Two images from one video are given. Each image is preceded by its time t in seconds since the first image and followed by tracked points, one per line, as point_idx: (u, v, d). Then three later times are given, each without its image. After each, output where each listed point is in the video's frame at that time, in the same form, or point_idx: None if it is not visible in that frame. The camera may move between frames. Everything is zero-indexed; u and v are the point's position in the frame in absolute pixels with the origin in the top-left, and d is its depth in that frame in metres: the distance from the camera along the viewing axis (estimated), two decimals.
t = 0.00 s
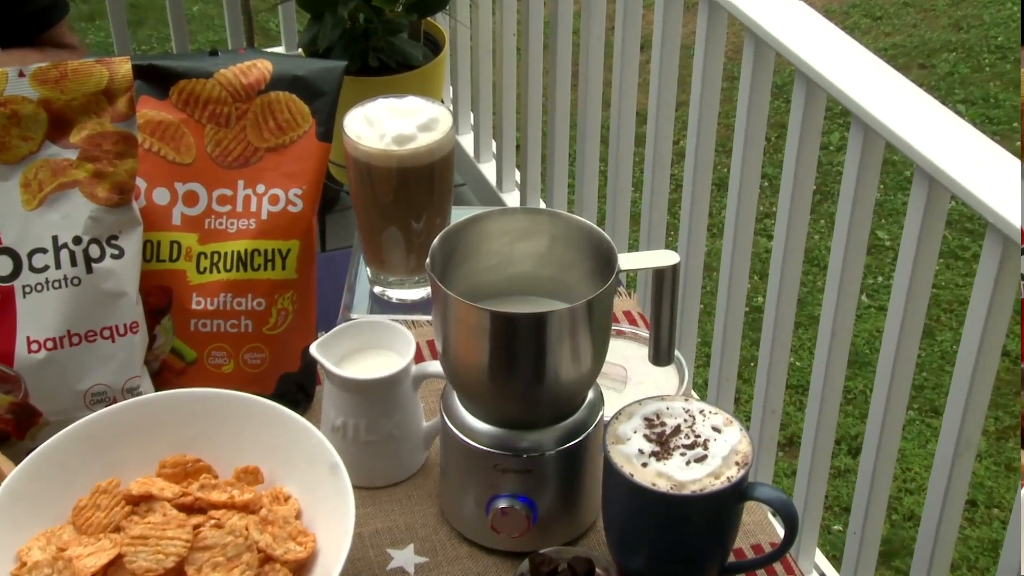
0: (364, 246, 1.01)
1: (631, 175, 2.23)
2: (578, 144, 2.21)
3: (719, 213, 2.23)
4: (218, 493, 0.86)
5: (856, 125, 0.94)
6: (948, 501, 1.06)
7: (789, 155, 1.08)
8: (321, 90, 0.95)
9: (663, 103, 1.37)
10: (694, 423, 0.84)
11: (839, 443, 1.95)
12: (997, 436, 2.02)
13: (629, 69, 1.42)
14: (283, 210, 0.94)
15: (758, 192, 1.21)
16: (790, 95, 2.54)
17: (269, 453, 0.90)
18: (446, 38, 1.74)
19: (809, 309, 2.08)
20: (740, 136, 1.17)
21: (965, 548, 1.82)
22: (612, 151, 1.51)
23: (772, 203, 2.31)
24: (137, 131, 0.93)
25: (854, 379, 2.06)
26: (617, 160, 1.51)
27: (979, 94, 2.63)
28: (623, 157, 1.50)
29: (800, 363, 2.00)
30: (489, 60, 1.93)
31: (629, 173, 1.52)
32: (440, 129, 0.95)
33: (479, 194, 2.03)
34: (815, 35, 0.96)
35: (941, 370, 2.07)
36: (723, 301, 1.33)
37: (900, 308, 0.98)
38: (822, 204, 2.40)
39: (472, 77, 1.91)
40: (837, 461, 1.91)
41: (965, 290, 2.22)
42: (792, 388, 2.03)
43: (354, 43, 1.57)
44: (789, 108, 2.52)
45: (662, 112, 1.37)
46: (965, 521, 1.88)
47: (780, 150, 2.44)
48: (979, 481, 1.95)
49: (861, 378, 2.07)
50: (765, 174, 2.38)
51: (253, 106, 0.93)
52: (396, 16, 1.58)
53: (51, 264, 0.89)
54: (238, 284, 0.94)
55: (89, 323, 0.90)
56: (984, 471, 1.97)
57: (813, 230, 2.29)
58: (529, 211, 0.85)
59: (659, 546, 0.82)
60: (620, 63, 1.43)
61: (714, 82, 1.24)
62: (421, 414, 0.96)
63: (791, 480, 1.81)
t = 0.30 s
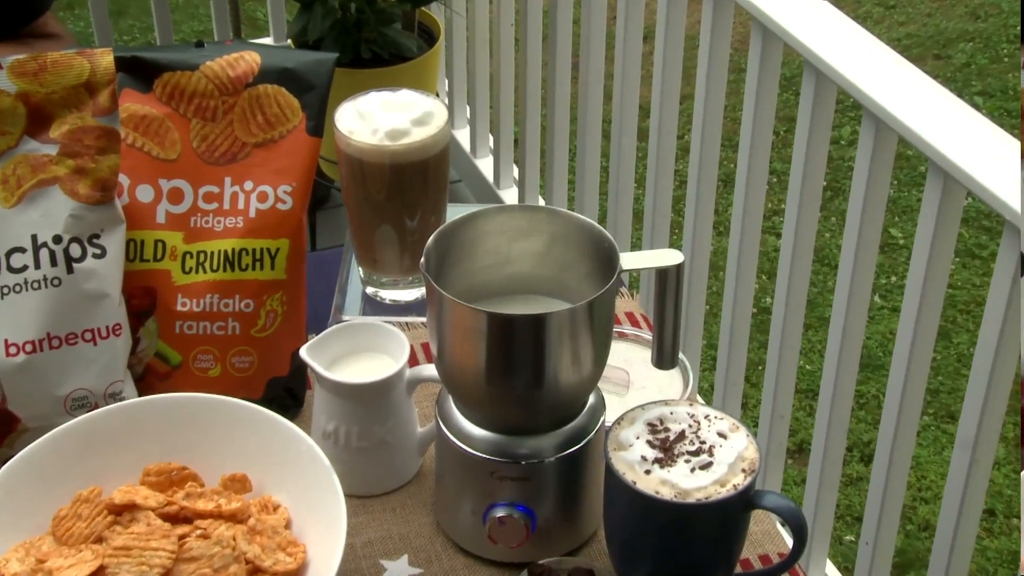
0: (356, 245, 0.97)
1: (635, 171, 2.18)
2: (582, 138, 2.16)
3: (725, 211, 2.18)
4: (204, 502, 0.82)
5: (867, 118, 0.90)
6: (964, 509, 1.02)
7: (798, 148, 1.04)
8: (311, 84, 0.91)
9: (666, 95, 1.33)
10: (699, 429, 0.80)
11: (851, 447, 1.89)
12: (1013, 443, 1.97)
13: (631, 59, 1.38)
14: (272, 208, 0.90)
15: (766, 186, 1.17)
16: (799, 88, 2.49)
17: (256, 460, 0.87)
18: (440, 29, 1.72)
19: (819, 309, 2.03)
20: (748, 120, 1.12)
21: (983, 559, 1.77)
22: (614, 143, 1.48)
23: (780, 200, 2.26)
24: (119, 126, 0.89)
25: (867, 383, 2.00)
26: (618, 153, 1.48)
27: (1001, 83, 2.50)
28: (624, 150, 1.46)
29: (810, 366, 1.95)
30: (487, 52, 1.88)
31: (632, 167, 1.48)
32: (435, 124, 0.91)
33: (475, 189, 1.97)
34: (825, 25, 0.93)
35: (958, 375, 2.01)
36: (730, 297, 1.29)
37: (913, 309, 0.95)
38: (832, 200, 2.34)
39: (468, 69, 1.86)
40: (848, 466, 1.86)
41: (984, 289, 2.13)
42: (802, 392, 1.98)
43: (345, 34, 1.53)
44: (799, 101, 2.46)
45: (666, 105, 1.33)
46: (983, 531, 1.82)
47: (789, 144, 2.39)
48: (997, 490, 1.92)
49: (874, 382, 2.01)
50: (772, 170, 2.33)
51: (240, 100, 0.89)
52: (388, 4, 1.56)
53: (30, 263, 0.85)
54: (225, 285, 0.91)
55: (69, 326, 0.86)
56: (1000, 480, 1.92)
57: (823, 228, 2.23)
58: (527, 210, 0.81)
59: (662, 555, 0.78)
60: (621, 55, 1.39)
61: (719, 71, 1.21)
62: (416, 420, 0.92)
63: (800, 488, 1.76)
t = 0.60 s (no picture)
0: (348, 246, 0.93)
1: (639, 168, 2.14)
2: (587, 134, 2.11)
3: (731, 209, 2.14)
4: (190, 512, 0.77)
5: (880, 114, 0.87)
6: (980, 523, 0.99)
7: (808, 143, 1.01)
8: (302, 78, 0.88)
9: (670, 89, 1.30)
10: (704, 435, 0.77)
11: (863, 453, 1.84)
12: None
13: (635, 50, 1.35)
14: (261, 207, 0.87)
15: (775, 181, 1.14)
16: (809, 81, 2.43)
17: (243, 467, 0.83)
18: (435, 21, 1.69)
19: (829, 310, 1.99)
20: (754, 124, 1.10)
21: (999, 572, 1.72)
22: (617, 140, 1.44)
23: (788, 198, 2.22)
24: (102, 122, 0.85)
25: (879, 389, 1.94)
26: (621, 149, 1.44)
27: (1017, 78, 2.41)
28: (627, 146, 1.43)
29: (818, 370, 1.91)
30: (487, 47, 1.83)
31: (637, 164, 1.44)
32: (430, 120, 0.88)
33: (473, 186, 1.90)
34: (836, 17, 0.90)
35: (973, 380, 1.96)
36: (737, 297, 1.25)
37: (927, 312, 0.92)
38: (843, 198, 2.29)
39: (464, 62, 1.80)
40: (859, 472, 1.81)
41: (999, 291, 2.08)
42: (812, 398, 1.93)
43: (337, 25, 1.51)
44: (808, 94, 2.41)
45: (670, 99, 1.30)
46: (1000, 542, 1.77)
47: (799, 139, 2.34)
48: (1010, 500, 1.87)
49: (886, 388, 1.96)
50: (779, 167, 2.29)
51: (228, 95, 0.86)
52: None
53: (8, 265, 0.81)
54: (212, 287, 0.87)
55: (50, 329, 0.83)
56: (1012, 489, 1.88)
57: (832, 228, 2.19)
58: (526, 208, 0.78)
59: (666, 568, 0.74)
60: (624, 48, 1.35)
61: (726, 63, 1.17)
62: (410, 427, 0.89)
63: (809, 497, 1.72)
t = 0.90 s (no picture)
0: (340, 246, 0.89)
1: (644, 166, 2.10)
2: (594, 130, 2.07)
3: (738, 209, 2.10)
4: (176, 524, 0.74)
5: (893, 107, 0.84)
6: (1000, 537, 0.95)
7: (818, 137, 0.98)
8: (291, 72, 0.84)
9: (675, 84, 1.27)
10: (709, 443, 0.73)
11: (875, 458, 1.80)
12: None
13: (637, 41, 1.32)
14: (249, 207, 0.84)
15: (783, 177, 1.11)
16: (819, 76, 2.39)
17: (231, 477, 0.77)
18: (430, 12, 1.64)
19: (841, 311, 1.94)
20: (762, 115, 1.06)
21: None
22: (619, 136, 1.41)
23: (797, 197, 2.18)
24: (83, 118, 0.82)
25: (892, 396, 1.89)
26: (624, 146, 1.41)
27: None
28: (630, 143, 1.39)
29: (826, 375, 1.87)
30: (487, 42, 1.79)
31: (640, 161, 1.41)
32: (424, 116, 0.84)
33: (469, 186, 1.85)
34: (849, 9, 0.87)
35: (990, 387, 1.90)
36: (745, 297, 1.22)
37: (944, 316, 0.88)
38: (855, 197, 2.25)
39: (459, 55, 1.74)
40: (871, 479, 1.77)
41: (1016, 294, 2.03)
42: (823, 406, 1.88)
43: (326, 16, 1.46)
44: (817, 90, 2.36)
45: (674, 94, 1.27)
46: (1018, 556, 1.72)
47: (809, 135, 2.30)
48: None
49: (900, 395, 1.90)
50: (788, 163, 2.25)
51: (214, 90, 0.83)
52: None
53: None
54: (198, 289, 0.84)
55: (30, 334, 0.79)
56: None
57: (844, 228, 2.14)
58: (525, 208, 0.74)
59: None
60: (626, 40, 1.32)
61: (733, 54, 1.14)
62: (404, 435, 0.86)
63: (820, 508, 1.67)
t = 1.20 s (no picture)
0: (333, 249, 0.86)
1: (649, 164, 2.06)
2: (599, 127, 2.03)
3: (746, 208, 2.06)
4: (162, 535, 0.70)
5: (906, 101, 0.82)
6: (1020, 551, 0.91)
7: (828, 131, 0.95)
8: (281, 67, 0.81)
9: (679, 79, 1.24)
10: (715, 452, 0.70)
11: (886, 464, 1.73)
12: None
13: (641, 35, 1.29)
14: (238, 206, 0.81)
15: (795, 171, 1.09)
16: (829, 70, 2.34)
17: (220, 487, 0.73)
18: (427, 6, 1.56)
19: (852, 313, 1.90)
20: (771, 110, 1.04)
21: None
22: (620, 132, 1.38)
23: (807, 196, 2.13)
24: (66, 114, 0.79)
25: (907, 402, 1.82)
26: (627, 142, 1.37)
27: None
28: (633, 138, 1.36)
29: (836, 379, 1.82)
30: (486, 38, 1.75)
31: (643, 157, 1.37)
32: (421, 112, 0.81)
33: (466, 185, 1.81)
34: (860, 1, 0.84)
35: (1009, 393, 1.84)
36: (752, 296, 1.19)
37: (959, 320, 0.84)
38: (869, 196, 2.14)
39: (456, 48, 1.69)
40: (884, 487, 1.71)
41: None
42: (834, 413, 1.81)
43: (316, 9, 1.39)
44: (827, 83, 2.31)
45: (679, 89, 1.24)
46: None
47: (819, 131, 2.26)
48: None
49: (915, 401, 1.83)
50: (796, 160, 2.21)
51: (202, 85, 0.80)
52: None
53: None
54: (185, 292, 0.81)
55: (10, 338, 0.76)
56: None
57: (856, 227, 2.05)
58: (524, 207, 0.71)
59: None
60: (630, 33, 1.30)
61: (740, 45, 1.11)
62: (399, 442, 0.83)
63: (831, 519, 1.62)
